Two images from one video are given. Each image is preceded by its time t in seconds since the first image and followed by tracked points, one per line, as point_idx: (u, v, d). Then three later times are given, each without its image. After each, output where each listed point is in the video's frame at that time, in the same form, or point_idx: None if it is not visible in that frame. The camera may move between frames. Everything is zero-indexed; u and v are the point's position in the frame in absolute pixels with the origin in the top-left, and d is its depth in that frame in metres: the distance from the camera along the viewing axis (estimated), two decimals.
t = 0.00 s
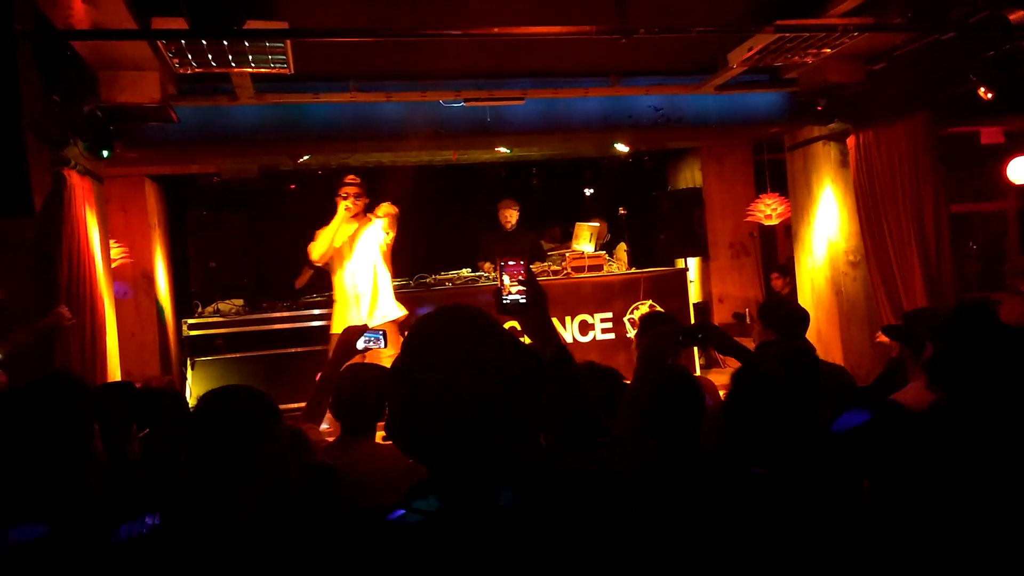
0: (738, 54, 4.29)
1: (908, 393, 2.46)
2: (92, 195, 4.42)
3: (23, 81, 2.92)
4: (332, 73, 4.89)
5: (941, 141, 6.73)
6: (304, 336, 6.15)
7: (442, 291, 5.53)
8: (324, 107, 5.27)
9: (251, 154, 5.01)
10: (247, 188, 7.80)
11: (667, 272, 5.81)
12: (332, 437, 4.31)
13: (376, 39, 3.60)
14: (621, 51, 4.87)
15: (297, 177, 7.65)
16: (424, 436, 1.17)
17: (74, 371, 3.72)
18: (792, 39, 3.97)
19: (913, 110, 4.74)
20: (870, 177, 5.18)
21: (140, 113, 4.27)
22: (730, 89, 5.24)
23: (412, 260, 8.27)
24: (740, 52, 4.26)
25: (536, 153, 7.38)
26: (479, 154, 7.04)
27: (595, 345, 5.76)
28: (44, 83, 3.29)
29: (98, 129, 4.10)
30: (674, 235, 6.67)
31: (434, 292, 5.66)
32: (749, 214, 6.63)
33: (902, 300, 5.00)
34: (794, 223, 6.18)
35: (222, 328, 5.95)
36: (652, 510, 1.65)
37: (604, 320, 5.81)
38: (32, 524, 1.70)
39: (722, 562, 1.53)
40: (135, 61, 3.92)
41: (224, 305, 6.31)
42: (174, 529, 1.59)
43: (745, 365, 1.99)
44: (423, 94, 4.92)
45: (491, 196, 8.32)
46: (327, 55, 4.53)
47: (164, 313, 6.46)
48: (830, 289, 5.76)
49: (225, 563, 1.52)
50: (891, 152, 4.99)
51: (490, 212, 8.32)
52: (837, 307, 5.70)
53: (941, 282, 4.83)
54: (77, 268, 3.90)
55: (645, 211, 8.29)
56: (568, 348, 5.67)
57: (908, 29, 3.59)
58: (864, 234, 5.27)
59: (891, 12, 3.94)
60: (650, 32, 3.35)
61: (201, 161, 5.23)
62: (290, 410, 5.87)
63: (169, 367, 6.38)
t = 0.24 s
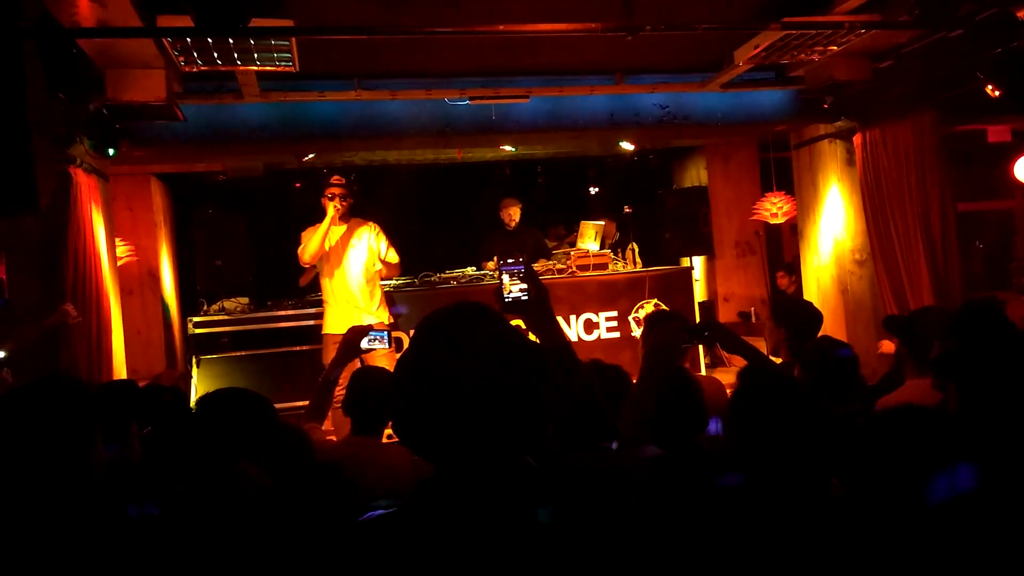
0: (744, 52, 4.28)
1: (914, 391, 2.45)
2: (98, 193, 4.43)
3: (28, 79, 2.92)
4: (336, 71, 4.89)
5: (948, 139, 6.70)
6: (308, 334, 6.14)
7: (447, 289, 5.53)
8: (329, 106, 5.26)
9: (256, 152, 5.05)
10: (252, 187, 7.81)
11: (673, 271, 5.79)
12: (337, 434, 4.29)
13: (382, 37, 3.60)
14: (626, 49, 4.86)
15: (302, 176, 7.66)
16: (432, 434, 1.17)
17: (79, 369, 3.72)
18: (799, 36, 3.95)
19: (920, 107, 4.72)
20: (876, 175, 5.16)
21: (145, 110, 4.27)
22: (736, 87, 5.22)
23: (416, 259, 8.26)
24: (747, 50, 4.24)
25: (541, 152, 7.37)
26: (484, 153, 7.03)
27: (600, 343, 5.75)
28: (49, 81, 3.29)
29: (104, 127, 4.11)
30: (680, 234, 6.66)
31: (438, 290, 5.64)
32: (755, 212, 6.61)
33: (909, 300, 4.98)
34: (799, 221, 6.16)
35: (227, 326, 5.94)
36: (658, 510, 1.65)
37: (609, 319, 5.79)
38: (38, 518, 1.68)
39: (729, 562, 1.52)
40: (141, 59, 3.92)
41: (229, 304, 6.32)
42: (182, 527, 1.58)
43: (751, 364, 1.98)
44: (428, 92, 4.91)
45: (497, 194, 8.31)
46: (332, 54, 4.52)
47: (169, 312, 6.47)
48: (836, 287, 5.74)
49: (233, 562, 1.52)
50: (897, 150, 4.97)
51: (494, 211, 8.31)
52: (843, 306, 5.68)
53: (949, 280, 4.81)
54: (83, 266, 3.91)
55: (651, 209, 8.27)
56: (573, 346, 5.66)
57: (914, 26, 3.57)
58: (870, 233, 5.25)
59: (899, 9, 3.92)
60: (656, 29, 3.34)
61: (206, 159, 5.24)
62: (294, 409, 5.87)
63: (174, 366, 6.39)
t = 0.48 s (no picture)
0: (750, 50, 4.27)
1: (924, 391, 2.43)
2: (104, 190, 4.44)
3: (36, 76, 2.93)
4: (343, 69, 4.89)
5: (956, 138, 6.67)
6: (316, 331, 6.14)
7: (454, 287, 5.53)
8: (335, 104, 5.25)
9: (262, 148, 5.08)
10: (258, 184, 7.82)
11: (679, 269, 5.79)
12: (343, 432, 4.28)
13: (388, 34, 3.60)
14: (632, 47, 4.85)
15: (308, 173, 7.67)
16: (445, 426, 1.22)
17: (86, 366, 3.74)
18: (806, 34, 3.94)
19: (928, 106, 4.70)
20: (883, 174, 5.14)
21: (152, 108, 4.29)
22: (743, 85, 5.21)
23: (422, 257, 8.26)
24: (753, 48, 4.23)
25: (546, 150, 7.37)
26: (490, 150, 7.03)
27: (606, 342, 5.74)
28: (57, 78, 3.30)
29: (111, 124, 4.12)
30: (686, 232, 6.65)
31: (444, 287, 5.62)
32: (761, 211, 6.60)
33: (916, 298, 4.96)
34: (806, 220, 6.15)
35: (233, 323, 5.97)
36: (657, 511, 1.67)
37: (615, 317, 5.79)
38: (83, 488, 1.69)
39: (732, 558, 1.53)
40: (148, 56, 3.93)
41: (235, 301, 6.33)
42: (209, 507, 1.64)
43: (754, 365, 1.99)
44: (435, 89, 4.91)
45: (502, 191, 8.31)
46: (338, 51, 4.52)
47: (176, 309, 6.49)
48: (843, 286, 5.73)
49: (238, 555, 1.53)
50: (904, 149, 4.96)
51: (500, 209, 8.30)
52: (849, 305, 5.67)
53: (956, 279, 4.80)
54: (90, 263, 3.93)
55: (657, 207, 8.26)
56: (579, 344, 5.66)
57: (922, 23, 3.55)
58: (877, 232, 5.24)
59: (906, 6, 3.90)
60: (663, 28, 3.33)
61: (212, 156, 5.25)
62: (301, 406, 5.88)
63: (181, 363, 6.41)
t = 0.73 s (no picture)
0: (758, 53, 4.26)
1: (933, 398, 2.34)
2: (112, 191, 4.46)
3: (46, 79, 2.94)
4: (350, 72, 4.90)
5: (963, 142, 6.65)
6: (321, 333, 6.14)
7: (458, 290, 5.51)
8: (342, 106, 5.26)
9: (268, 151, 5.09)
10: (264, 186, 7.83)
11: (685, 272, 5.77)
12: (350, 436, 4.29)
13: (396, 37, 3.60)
14: (639, 51, 4.85)
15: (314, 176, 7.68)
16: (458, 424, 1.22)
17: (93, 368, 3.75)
18: (814, 38, 3.93)
19: (936, 110, 4.68)
20: (891, 177, 5.13)
21: (159, 110, 4.30)
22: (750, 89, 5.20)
23: (427, 260, 8.27)
24: (761, 51, 4.22)
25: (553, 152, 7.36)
26: (496, 153, 7.03)
27: (611, 345, 5.73)
28: (66, 80, 3.31)
29: (119, 126, 4.14)
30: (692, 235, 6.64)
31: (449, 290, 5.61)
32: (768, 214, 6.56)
33: (923, 303, 4.94)
34: (813, 224, 6.13)
35: (239, 325, 5.95)
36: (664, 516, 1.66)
37: (620, 320, 5.78)
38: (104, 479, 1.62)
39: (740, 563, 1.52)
40: (157, 59, 3.94)
41: (241, 303, 6.34)
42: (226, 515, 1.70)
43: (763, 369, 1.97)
44: (442, 93, 4.91)
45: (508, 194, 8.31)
46: (346, 54, 4.53)
47: (182, 310, 6.50)
48: (850, 291, 5.71)
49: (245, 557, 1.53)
50: (912, 153, 4.94)
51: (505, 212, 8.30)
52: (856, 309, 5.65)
53: (962, 285, 4.77)
54: (96, 264, 3.93)
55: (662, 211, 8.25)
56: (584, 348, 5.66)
57: (932, 27, 3.54)
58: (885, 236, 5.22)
59: (915, 10, 3.89)
60: (671, 31, 3.32)
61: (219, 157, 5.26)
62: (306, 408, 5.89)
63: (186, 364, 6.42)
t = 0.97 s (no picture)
0: (749, 60, 4.28)
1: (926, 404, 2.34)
2: (102, 194, 4.44)
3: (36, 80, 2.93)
4: (341, 76, 4.89)
5: (952, 150, 6.69)
6: (311, 337, 6.13)
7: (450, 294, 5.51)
8: (333, 110, 5.24)
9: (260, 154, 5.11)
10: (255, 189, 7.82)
11: (675, 278, 5.78)
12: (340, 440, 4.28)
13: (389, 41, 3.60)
14: (631, 57, 4.86)
15: (305, 179, 7.67)
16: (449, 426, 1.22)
17: (81, 370, 3.73)
18: (805, 46, 3.96)
19: (925, 117, 4.72)
20: (880, 184, 5.16)
21: (151, 112, 4.28)
22: (740, 96, 5.22)
23: (419, 264, 8.27)
24: (752, 59, 4.25)
25: (544, 157, 7.37)
26: (488, 158, 7.03)
27: (602, 350, 5.74)
28: (56, 82, 3.30)
29: (109, 128, 4.13)
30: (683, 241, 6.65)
31: (440, 295, 5.60)
32: (758, 220, 6.61)
33: (912, 309, 4.97)
34: (804, 230, 6.16)
35: (229, 328, 5.95)
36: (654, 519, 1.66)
37: (611, 326, 5.79)
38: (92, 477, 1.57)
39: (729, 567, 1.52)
40: (148, 61, 3.93)
41: (231, 306, 6.31)
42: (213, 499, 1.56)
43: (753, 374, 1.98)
44: (434, 97, 4.91)
45: (499, 198, 8.31)
46: (339, 57, 4.52)
47: (171, 314, 6.47)
48: (840, 296, 5.75)
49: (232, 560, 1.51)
50: (901, 160, 4.97)
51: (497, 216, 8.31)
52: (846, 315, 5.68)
53: (951, 290, 4.79)
54: (86, 266, 3.91)
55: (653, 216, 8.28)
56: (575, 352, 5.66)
57: (921, 36, 3.55)
58: (874, 241, 5.25)
59: (905, 19, 3.92)
60: (663, 37, 3.33)
61: (210, 160, 5.25)
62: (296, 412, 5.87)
63: (175, 367, 6.40)
